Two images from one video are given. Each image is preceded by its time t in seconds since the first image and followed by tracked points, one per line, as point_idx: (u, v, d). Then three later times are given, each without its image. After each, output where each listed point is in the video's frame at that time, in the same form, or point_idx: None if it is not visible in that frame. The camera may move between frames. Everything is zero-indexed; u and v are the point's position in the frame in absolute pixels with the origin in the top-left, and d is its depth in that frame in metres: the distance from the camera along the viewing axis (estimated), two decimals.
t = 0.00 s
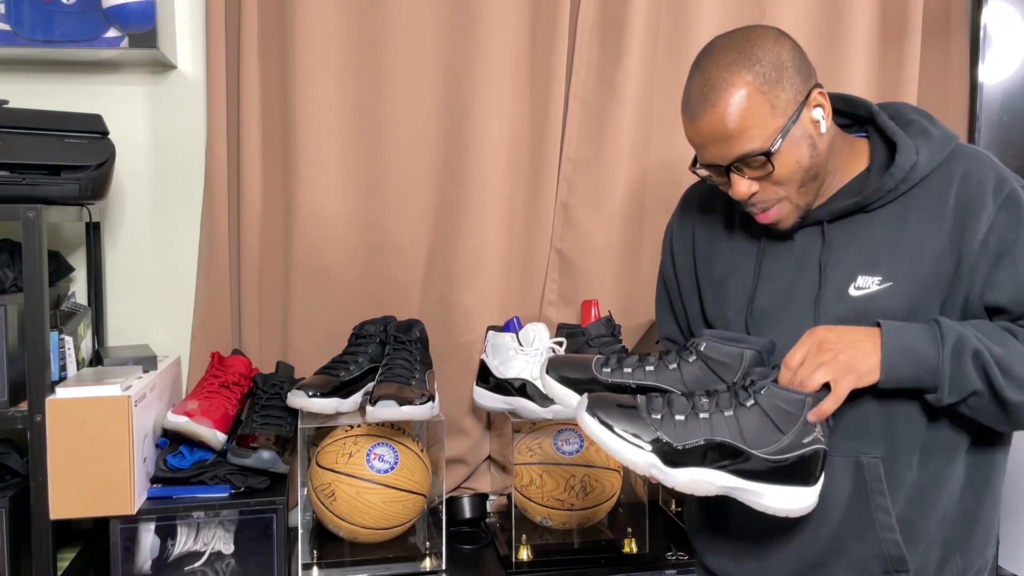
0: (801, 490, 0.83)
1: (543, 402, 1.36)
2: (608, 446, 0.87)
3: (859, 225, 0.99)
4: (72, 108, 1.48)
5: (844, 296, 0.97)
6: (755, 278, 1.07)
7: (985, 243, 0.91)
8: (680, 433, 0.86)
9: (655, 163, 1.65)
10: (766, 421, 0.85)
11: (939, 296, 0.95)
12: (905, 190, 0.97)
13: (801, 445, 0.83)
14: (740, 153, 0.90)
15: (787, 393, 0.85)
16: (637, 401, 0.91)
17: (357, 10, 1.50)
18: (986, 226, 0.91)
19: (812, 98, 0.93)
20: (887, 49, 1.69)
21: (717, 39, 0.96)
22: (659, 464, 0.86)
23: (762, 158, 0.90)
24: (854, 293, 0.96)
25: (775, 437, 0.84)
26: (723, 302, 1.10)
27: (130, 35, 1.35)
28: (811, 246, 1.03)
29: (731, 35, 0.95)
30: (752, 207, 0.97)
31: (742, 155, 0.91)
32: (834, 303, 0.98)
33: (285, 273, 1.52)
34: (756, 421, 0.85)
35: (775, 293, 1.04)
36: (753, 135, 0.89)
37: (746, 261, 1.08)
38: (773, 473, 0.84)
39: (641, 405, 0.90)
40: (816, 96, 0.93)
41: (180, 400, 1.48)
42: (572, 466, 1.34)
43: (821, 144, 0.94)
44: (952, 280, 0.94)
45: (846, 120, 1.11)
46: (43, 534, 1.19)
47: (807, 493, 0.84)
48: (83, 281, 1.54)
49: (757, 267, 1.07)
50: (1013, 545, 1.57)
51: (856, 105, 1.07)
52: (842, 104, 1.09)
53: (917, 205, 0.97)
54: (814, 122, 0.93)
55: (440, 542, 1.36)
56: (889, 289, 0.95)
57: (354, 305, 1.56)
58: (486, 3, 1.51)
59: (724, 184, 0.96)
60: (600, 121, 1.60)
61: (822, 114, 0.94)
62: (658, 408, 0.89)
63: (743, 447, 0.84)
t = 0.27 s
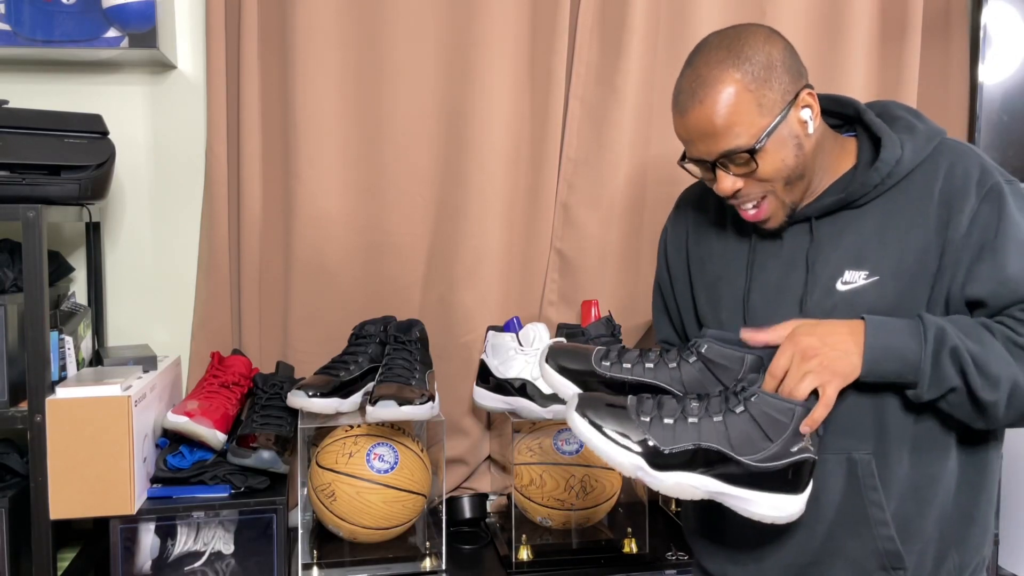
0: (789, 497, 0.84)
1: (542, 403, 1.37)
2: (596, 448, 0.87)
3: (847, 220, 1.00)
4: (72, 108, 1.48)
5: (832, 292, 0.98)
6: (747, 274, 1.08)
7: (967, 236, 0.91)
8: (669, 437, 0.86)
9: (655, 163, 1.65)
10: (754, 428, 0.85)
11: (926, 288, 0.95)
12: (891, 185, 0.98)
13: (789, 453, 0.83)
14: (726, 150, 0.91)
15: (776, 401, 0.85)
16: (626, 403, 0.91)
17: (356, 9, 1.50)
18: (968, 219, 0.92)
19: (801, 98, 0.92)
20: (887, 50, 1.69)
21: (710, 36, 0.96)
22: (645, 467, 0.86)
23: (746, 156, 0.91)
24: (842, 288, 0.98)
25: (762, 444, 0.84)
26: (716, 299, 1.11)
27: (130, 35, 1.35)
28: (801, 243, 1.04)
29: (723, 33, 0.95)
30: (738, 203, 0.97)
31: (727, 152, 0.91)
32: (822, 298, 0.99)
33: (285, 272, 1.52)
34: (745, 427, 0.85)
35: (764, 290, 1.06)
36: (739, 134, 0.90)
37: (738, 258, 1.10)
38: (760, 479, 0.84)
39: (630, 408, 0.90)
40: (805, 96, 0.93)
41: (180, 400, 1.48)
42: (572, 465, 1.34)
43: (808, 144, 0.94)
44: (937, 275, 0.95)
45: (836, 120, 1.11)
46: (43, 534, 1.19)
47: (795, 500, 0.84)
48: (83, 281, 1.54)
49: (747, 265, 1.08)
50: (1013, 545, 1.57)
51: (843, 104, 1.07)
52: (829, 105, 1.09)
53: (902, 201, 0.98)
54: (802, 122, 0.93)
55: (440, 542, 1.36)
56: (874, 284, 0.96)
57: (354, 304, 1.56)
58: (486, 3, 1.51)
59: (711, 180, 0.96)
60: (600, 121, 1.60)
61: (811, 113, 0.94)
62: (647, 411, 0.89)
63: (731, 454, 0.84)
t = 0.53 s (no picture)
0: (770, 496, 0.84)
1: (540, 401, 1.37)
2: (573, 447, 0.88)
3: (840, 220, 1.01)
4: (72, 108, 1.49)
5: (826, 291, 0.99)
6: (743, 273, 1.09)
7: (959, 238, 0.92)
8: (645, 436, 0.86)
9: (655, 163, 1.65)
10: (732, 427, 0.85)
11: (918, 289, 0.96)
12: (885, 186, 0.99)
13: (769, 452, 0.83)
14: (692, 125, 1.01)
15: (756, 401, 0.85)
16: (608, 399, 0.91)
17: (358, 9, 1.50)
18: (961, 222, 0.92)
19: (778, 101, 0.96)
20: (887, 49, 1.69)
21: (738, 14, 1.00)
22: (621, 465, 0.87)
23: (704, 137, 1.01)
24: (835, 288, 0.99)
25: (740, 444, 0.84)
26: (713, 297, 1.12)
27: (130, 35, 1.35)
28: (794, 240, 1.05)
29: (744, 15, 0.99)
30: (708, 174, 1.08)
31: (692, 127, 1.01)
32: (816, 297, 1.00)
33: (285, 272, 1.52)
34: (722, 426, 0.86)
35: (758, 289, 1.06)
36: (700, 117, 0.99)
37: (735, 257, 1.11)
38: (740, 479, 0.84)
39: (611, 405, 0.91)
40: (785, 102, 0.96)
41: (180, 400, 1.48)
42: (571, 465, 1.34)
43: (777, 146, 0.98)
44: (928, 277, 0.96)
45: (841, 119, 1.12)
46: (43, 534, 1.19)
47: (777, 499, 0.84)
48: (84, 281, 1.54)
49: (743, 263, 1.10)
50: (1014, 544, 1.57)
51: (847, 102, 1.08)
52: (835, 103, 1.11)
53: (897, 201, 0.98)
54: (773, 125, 0.97)
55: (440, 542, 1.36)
56: (867, 283, 0.97)
57: (354, 305, 1.56)
58: (486, 4, 1.51)
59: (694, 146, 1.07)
60: (600, 121, 1.60)
61: (789, 119, 0.97)
62: (627, 408, 0.90)
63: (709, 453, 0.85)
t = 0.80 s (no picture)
0: (732, 508, 0.85)
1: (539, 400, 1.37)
2: (549, 427, 0.92)
3: (833, 224, 1.02)
4: (72, 108, 1.49)
5: (817, 296, 1.00)
6: (741, 273, 1.11)
7: (942, 248, 0.92)
8: (612, 429, 0.89)
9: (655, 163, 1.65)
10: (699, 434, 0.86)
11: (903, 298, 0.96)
12: (875, 191, 0.99)
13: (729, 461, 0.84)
14: (695, 106, 1.06)
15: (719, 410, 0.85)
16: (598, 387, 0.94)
17: (358, 8, 1.50)
18: (946, 232, 0.92)
19: (773, 97, 0.99)
20: (887, 49, 1.69)
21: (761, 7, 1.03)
22: (587, 455, 0.90)
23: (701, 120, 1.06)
24: (826, 293, 0.99)
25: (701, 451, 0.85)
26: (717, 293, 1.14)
27: (130, 35, 1.35)
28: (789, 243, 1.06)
29: (761, 9, 1.02)
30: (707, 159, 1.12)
31: (694, 109, 1.06)
32: (808, 300, 1.01)
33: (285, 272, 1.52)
34: (688, 431, 0.86)
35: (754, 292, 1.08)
36: (700, 99, 1.05)
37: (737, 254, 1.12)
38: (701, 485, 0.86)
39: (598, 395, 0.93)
40: (779, 100, 0.99)
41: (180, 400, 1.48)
42: (571, 466, 1.33)
43: (765, 142, 1.02)
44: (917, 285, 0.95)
45: (848, 119, 1.12)
46: (43, 534, 1.19)
47: (738, 509, 0.85)
48: (83, 281, 1.54)
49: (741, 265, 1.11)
50: (1013, 543, 1.58)
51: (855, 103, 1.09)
52: (845, 102, 1.11)
53: (887, 209, 0.98)
54: (765, 121, 1.00)
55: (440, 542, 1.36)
56: (857, 289, 0.98)
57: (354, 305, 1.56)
58: (487, 4, 1.51)
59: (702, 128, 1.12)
60: (600, 121, 1.61)
61: (781, 117, 1.00)
62: (606, 400, 0.92)
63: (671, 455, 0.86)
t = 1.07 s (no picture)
0: (763, 518, 0.79)
1: (544, 400, 1.34)
2: (558, 506, 0.89)
3: (796, 225, 1.04)
4: (72, 108, 1.49)
5: (778, 295, 1.03)
6: (712, 272, 1.17)
7: (903, 253, 0.91)
8: (617, 476, 0.87)
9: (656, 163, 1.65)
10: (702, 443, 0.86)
11: (868, 303, 0.96)
12: (836, 194, 1.01)
13: (745, 460, 0.83)
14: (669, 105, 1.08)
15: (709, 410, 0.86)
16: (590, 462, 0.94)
17: (358, 8, 1.50)
18: (908, 238, 0.91)
19: (742, 98, 1.00)
20: (887, 49, 1.69)
21: (739, 7, 1.04)
22: (600, 511, 0.84)
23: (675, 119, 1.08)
24: (786, 292, 1.02)
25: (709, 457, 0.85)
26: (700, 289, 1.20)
27: (130, 35, 1.35)
28: (758, 241, 1.09)
29: (744, 8, 1.02)
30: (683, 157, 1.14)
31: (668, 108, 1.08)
32: (770, 298, 1.04)
33: (285, 272, 1.52)
34: (687, 447, 0.87)
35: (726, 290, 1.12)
36: (674, 98, 1.06)
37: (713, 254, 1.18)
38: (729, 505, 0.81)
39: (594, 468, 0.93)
40: (748, 101, 1.00)
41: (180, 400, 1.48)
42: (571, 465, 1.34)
43: (735, 142, 1.03)
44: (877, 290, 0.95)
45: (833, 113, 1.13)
46: (43, 534, 1.19)
47: (768, 515, 0.80)
48: (83, 281, 1.54)
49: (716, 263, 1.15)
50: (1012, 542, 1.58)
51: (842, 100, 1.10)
52: (834, 99, 1.12)
53: (848, 212, 1.00)
54: (735, 121, 1.02)
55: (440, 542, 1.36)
56: (815, 291, 1.00)
57: (354, 305, 1.56)
58: (487, 4, 1.51)
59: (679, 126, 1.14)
60: (600, 121, 1.61)
61: (750, 118, 1.01)
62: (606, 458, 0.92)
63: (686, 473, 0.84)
